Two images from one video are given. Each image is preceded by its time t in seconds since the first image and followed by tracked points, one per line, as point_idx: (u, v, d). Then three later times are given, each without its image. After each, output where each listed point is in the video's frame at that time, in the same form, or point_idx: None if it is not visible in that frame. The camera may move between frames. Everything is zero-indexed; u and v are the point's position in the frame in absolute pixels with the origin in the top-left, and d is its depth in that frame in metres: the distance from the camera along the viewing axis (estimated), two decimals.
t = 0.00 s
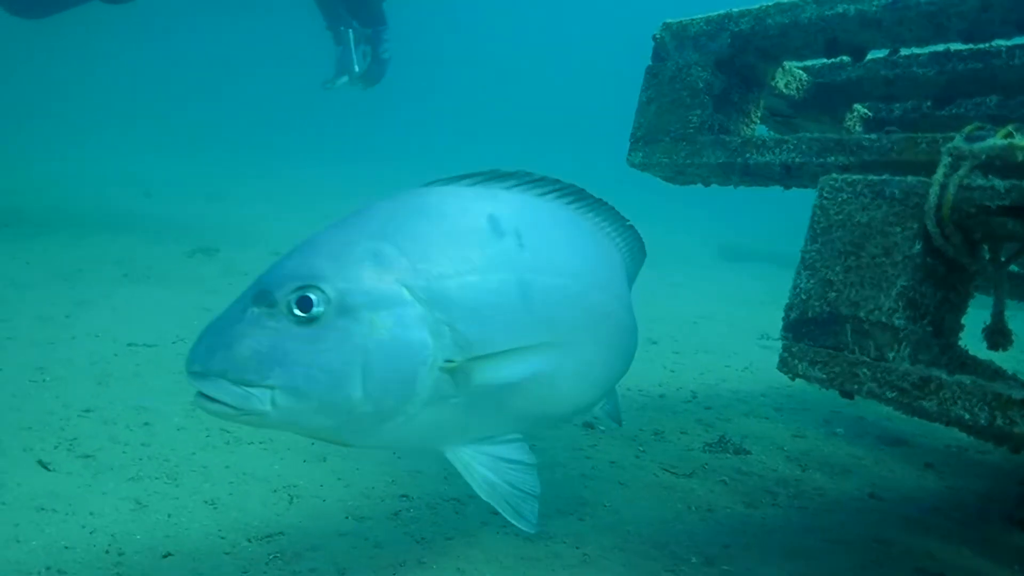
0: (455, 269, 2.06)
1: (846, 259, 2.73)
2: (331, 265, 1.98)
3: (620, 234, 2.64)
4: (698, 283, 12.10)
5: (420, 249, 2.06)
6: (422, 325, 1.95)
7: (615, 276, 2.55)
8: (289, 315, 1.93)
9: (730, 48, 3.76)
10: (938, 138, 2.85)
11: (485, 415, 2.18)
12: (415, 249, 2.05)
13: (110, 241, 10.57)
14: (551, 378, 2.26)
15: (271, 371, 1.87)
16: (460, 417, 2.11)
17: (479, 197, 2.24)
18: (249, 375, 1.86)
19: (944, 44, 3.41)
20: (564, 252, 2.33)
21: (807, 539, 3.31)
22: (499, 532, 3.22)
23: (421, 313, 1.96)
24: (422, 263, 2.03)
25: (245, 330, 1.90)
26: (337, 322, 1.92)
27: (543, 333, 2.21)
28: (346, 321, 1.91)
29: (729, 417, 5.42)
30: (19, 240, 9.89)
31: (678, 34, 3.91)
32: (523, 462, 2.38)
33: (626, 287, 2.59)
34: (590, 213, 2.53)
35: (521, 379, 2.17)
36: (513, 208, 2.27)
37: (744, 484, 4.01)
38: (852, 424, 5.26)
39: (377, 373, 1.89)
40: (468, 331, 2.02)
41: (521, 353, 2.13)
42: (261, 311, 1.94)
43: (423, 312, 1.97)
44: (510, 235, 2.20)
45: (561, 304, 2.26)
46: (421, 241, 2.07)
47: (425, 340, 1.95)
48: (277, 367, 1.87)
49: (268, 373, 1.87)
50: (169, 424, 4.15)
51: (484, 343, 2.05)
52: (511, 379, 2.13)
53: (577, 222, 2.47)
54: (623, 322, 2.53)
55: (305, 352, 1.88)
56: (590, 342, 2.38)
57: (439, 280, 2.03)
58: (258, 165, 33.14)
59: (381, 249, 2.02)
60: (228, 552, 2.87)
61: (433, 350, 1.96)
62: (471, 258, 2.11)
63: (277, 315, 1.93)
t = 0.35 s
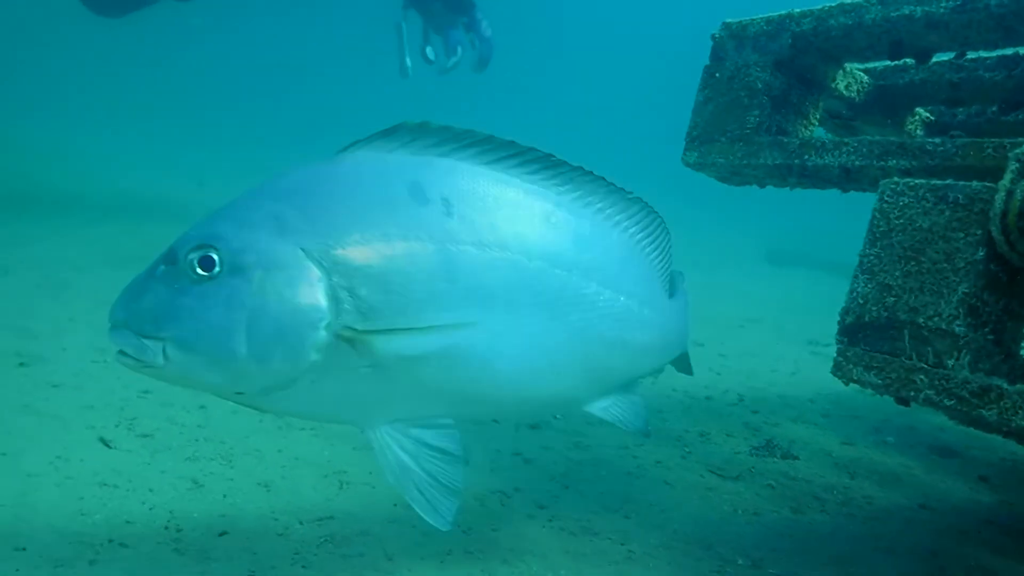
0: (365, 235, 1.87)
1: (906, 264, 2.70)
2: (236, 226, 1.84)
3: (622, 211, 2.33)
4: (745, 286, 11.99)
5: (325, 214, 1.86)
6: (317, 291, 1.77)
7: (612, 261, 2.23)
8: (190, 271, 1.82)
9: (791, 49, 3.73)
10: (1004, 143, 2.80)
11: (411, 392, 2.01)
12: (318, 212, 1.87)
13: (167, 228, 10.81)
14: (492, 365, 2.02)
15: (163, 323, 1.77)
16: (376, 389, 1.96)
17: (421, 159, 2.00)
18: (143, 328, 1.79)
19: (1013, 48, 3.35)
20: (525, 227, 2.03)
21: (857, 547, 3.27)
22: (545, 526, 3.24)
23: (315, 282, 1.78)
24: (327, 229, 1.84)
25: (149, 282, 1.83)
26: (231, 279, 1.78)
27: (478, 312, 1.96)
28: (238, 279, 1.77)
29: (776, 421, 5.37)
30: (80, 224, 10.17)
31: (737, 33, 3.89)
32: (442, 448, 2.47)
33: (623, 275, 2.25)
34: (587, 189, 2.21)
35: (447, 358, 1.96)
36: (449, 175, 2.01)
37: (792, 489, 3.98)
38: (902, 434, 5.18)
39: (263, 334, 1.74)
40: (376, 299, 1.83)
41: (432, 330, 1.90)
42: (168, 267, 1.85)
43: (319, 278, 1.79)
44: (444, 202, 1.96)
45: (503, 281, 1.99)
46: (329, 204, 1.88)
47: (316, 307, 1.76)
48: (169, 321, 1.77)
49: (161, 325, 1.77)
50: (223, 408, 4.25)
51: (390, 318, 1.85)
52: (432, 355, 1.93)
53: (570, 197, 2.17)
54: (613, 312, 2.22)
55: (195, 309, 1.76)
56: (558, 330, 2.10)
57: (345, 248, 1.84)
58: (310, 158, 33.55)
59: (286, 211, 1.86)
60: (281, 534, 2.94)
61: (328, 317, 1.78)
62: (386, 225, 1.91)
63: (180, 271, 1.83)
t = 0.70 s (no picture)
0: (289, 225, 1.87)
1: (966, 286, 2.69)
2: (186, 223, 1.90)
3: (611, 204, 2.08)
4: (785, 302, 11.90)
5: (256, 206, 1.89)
6: (244, 280, 1.80)
7: (584, 259, 1.99)
8: (145, 264, 1.88)
9: (847, 68, 3.75)
10: None
11: (350, 386, 1.94)
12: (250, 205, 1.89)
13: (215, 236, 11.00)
14: (420, 364, 1.90)
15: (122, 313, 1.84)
16: (314, 382, 1.91)
17: (358, 155, 1.98)
18: (107, 317, 1.86)
19: None
20: (456, 217, 1.92)
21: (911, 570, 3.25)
22: (596, 541, 3.26)
23: (242, 266, 1.81)
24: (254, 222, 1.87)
25: (120, 276, 1.90)
26: (179, 270, 1.84)
27: (400, 303, 1.87)
28: (183, 271, 1.83)
29: (824, 440, 5.33)
30: (132, 232, 10.38)
31: (792, 53, 3.89)
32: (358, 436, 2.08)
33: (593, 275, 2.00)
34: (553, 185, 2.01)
35: (369, 351, 1.87)
36: (382, 166, 1.95)
37: (842, 510, 3.96)
38: (953, 456, 5.11)
39: (199, 321, 1.78)
40: (297, 286, 1.83)
41: (347, 316, 1.84)
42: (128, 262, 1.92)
43: (245, 262, 1.82)
44: (368, 193, 1.91)
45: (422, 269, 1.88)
46: (263, 198, 1.90)
47: (242, 293, 1.79)
48: (125, 311, 1.84)
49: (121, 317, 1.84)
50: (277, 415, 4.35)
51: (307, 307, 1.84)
52: (348, 346, 1.85)
53: (528, 190, 2.00)
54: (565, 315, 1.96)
55: (147, 299, 1.83)
56: (498, 328, 1.92)
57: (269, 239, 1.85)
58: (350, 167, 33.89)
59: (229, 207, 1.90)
60: (337, 542, 2.99)
61: (252, 305, 1.80)
62: (313, 215, 1.89)
63: (139, 265, 1.89)
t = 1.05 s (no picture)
0: (263, 272, 2.20)
1: None
2: (177, 279, 2.28)
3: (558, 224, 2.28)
4: (832, 319, 11.76)
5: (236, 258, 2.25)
6: (226, 323, 2.15)
7: (525, 281, 2.24)
8: (140, 318, 2.26)
9: (901, 92, 3.76)
10: None
11: (326, 416, 2.26)
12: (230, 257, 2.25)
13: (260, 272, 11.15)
14: (384, 387, 2.21)
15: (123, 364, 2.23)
16: (291, 414, 2.23)
17: (328, 203, 2.30)
18: (113, 368, 2.25)
19: None
20: (404, 250, 2.23)
21: None
22: None
23: (223, 311, 2.16)
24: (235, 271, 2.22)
25: (123, 328, 2.29)
26: (168, 321, 2.21)
27: (361, 336, 2.19)
28: (171, 321, 2.20)
29: (886, 464, 5.26)
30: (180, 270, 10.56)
31: (844, 77, 3.89)
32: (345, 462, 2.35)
33: (536, 291, 2.24)
34: (499, 209, 2.26)
35: (335, 377, 2.19)
36: (345, 212, 2.28)
37: (914, 537, 3.90)
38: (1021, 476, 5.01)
39: (184, 365, 2.14)
40: (271, 325, 2.17)
41: (311, 348, 2.18)
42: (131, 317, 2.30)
43: (227, 307, 2.17)
44: (334, 236, 2.24)
45: (375, 299, 2.21)
46: (242, 249, 2.26)
47: (222, 335, 2.14)
48: (127, 362, 2.22)
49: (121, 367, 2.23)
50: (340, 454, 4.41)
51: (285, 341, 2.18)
52: (316, 375, 2.19)
53: (473, 223, 2.26)
54: (509, 328, 2.22)
55: (143, 350, 2.21)
56: (447, 350, 2.20)
57: (246, 285, 2.20)
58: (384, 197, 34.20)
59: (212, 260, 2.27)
60: None
61: (231, 345, 2.14)
62: (283, 260, 2.22)
63: (137, 319, 2.27)
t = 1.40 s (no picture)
0: (292, 285, 2.33)
1: None
2: (210, 292, 2.42)
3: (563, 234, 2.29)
4: (913, 318, 11.44)
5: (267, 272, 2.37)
6: (263, 333, 2.29)
7: (530, 288, 2.28)
8: (177, 330, 2.41)
9: (1006, 86, 3.59)
10: None
11: (354, 417, 2.38)
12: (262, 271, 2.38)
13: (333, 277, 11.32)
14: (404, 389, 2.32)
15: (163, 375, 2.39)
16: (320, 415, 2.35)
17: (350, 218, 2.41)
18: (155, 378, 2.41)
19: None
20: (416, 260, 2.32)
21: None
22: None
23: (258, 322, 2.30)
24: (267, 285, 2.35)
25: (161, 339, 2.46)
26: (205, 333, 2.36)
27: (383, 342, 2.30)
28: (208, 333, 2.35)
29: (984, 470, 5.08)
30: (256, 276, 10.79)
31: (942, 73, 3.78)
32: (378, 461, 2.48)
33: (541, 297, 2.28)
34: (507, 221, 2.30)
35: (360, 381, 2.31)
36: (367, 226, 2.39)
37: None
38: None
39: (225, 374, 2.29)
40: (303, 333, 2.30)
41: (339, 354, 2.29)
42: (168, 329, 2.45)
43: (261, 318, 2.30)
44: (355, 250, 2.35)
45: (391, 309, 2.30)
46: (270, 264, 2.39)
47: (260, 345, 2.28)
48: (167, 372, 2.38)
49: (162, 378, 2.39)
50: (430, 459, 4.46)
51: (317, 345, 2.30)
52: (344, 380, 2.30)
53: (481, 235, 2.32)
54: (513, 332, 2.28)
55: (183, 361, 2.36)
56: (459, 353, 2.29)
57: (278, 297, 2.32)
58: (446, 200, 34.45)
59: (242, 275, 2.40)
60: None
61: (269, 352, 2.28)
62: (310, 273, 2.34)
63: (174, 332, 2.42)
